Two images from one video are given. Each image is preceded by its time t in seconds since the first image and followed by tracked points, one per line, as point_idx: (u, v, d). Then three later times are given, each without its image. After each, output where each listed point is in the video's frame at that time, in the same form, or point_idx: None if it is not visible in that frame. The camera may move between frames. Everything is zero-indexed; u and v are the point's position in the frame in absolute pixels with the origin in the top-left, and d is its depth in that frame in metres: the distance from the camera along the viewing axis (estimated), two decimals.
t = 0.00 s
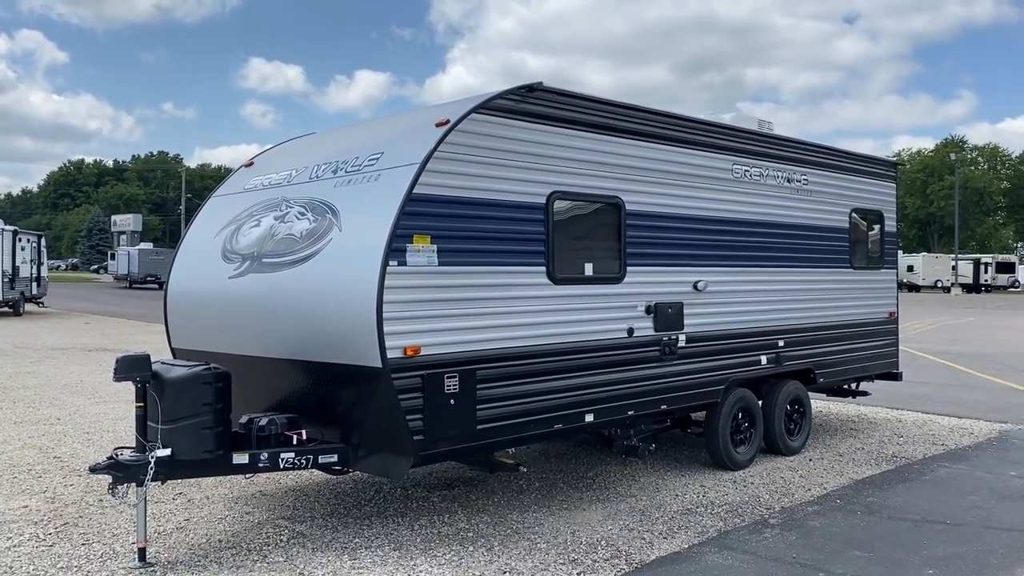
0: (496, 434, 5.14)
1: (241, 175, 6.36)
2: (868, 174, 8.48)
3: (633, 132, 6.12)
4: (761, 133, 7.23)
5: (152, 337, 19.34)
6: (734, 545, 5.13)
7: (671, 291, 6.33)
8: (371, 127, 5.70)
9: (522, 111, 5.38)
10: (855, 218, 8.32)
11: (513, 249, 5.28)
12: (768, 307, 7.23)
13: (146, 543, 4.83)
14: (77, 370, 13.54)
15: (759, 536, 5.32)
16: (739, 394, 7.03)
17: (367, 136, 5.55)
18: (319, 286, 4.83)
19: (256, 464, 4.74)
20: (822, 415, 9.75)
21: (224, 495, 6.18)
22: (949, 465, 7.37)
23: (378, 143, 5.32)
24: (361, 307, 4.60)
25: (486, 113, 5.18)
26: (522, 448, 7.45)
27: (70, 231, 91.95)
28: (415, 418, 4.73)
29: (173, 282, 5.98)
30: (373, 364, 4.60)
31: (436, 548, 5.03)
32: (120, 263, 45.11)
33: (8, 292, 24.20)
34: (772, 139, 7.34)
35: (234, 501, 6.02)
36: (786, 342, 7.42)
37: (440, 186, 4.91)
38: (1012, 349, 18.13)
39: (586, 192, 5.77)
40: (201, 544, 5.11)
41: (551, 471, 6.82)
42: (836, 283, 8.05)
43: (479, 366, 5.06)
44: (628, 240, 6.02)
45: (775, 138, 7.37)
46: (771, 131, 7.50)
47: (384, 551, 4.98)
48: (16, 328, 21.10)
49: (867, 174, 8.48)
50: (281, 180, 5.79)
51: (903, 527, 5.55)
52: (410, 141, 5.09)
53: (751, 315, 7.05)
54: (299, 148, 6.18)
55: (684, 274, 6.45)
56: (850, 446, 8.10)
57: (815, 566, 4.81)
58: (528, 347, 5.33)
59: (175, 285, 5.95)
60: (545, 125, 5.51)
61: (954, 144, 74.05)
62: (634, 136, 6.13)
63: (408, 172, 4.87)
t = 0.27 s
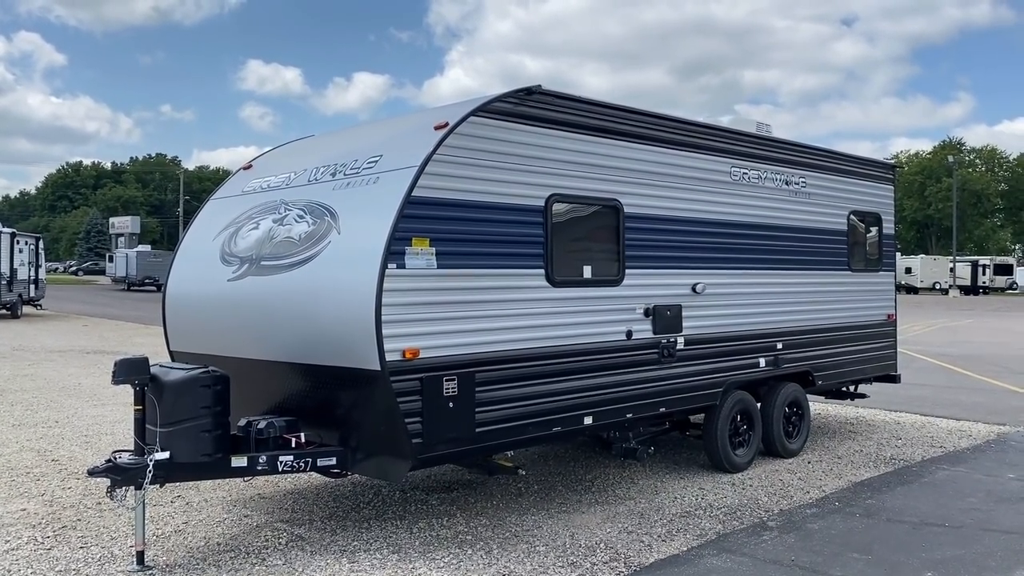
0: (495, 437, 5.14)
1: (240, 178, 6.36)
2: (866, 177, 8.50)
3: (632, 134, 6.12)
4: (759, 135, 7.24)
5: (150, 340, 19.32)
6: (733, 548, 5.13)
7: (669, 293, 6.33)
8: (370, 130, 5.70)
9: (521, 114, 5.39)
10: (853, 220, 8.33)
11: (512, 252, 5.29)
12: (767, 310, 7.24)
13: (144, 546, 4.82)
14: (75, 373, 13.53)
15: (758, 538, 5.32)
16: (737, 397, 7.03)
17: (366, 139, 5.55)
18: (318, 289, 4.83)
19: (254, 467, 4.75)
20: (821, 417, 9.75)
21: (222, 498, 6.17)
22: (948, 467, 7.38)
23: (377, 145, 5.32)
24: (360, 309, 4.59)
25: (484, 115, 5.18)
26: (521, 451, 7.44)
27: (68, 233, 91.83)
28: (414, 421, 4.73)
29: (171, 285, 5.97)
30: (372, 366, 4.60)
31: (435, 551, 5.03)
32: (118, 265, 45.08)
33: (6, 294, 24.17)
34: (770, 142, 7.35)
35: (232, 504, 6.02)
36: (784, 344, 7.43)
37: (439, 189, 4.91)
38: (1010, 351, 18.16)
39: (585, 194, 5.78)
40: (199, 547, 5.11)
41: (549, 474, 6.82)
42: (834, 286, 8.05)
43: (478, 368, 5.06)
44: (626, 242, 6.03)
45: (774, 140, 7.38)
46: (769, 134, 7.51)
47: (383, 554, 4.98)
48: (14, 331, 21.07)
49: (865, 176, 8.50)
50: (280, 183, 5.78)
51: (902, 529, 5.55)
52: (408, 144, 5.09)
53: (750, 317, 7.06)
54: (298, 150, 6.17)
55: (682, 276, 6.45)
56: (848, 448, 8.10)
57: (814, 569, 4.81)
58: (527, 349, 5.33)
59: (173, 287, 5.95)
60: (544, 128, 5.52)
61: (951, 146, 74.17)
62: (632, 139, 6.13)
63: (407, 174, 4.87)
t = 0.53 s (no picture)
0: (494, 437, 5.14)
1: (239, 178, 6.35)
2: (865, 177, 8.50)
3: (631, 134, 6.12)
4: (759, 135, 7.24)
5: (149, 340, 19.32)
6: (732, 548, 5.13)
7: (669, 294, 6.33)
8: (369, 130, 5.69)
9: (520, 114, 5.38)
10: (853, 220, 8.33)
11: (511, 252, 5.28)
12: (766, 310, 7.24)
13: (144, 546, 4.81)
14: (74, 373, 13.52)
15: (758, 539, 5.32)
16: (737, 397, 7.03)
17: (365, 139, 5.55)
18: (318, 289, 4.82)
19: (253, 467, 4.74)
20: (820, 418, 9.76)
21: (221, 498, 6.16)
22: (947, 467, 7.38)
23: (376, 145, 5.32)
24: (360, 309, 4.59)
25: (484, 116, 5.18)
26: (520, 451, 7.44)
27: (67, 234, 91.77)
28: (413, 421, 4.72)
29: (171, 285, 5.97)
30: (372, 367, 4.60)
31: (435, 552, 5.02)
32: (117, 266, 45.07)
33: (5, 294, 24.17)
34: (770, 142, 7.35)
35: (232, 504, 6.01)
36: (784, 344, 7.43)
37: (439, 189, 4.91)
38: (1010, 351, 18.17)
39: (585, 195, 5.78)
40: (199, 547, 5.10)
41: (549, 474, 6.81)
42: (833, 286, 8.06)
43: (477, 368, 5.05)
44: (626, 243, 6.02)
45: (773, 140, 7.38)
46: (769, 134, 7.51)
47: (382, 554, 4.98)
48: (13, 331, 21.04)
49: (865, 176, 8.50)
50: (280, 183, 5.78)
51: (902, 529, 5.55)
52: (408, 144, 5.09)
53: (750, 318, 7.06)
54: (297, 150, 6.17)
55: (682, 276, 6.45)
56: (848, 448, 8.10)
57: (813, 569, 4.81)
58: (526, 349, 5.33)
59: (173, 287, 5.94)
60: (543, 128, 5.52)
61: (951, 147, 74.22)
62: (632, 139, 6.13)
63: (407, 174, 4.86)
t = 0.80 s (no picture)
0: (496, 436, 5.14)
1: (241, 178, 6.36)
2: (866, 176, 8.50)
3: (632, 134, 6.13)
4: (760, 135, 7.24)
5: (150, 339, 19.34)
6: (734, 548, 5.14)
7: (670, 293, 6.34)
8: (370, 130, 5.69)
9: (521, 114, 5.39)
10: (854, 220, 8.34)
11: (512, 251, 5.29)
12: (767, 309, 7.24)
13: (146, 546, 4.82)
14: (75, 373, 13.53)
15: (759, 538, 5.33)
16: (738, 396, 7.04)
17: (367, 139, 5.55)
18: (319, 288, 4.83)
19: (255, 466, 4.75)
20: (821, 417, 9.77)
21: (223, 498, 6.17)
22: (948, 467, 7.39)
23: (377, 145, 5.32)
24: (361, 309, 4.60)
25: (485, 115, 5.18)
26: (521, 451, 7.45)
27: (68, 233, 91.79)
28: (415, 421, 4.73)
29: (172, 284, 5.98)
30: (373, 366, 4.61)
31: (436, 551, 5.03)
32: (118, 265, 45.08)
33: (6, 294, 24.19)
34: (771, 142, 7.35)
35: (233, 503, 6.02)
36: (784, 344, 7.43)
37: (440, 189, 4.91)
38: (1010, 351, 18.18)
39: (586, 194, 5.78)
40: (200, 547, 5.11)
41: (550, 473, 6.82)
42: (834, 285, 8.06)
43: (478, 368, 5.06)
44: (627, 242, 6.03)
45: (774, 140, 7.38)
46: (770, 133, 7.51)
47: (384, 553, 4.98)
48: (13, 331, 21.04)
49: (866, 176, 8.50)
50: (281, 183, 5.78)
51: (903, 529, 5.56)
52: (409, 144, 5.09)
53: (750, 317, 7.07)
54: (298, 150, 6.17)
55: (683, 276, 6.45)
56: (848, 448, 8.11)
57: (814, 568, 4.82)
58: (528, 349, 5.34)
59: (174, 287, 5.95)
60: (545, 128, 5.52)
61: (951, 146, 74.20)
62: (633, 139, 6.14)
63: (408, 174, 4.87)
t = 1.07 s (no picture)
0: (497, 435, 5.14)
1: (242, 176, 6.35)
2: (868, 176, 8.49)
3: (634, 133, 6.12)
4: (762, 134, 7.23)
5: (151, 338, 19.35)
6: (735, 547, 5.13)
7: (672, 292, 6.33)
8: (372, 128, 5.69)
9: (524, 112, 5.38)
10: (856, 219, 8.33)
11: (514, 250, 5.28)
12: (769, 308, 7.23)
13: (147, 544, 4.83)
14: (76, 371, 13.54)
15: (761, 537, 5.32)
16: (739, 396, 7.03)
17: (368, 137, 5.54)
18: (321, 287, 4.82)
19: (257, 465, 4.74)
20: (822, 416, 9.76)
21: (224, 496, 6.17)
22: (950, 466, 7.38)
23: (379, 144, 5.32)
24: (363, 308, 4.59)
25: (487, 114, 5.18)
26: (523, 450, 7.45)
27: (69, 232, 91.83)
28: (416, 420, 4.73)
29: (174, 283, 5.98)
30: (375, 365, 4.60)
31: (438, 550, 5.03)
32: (119, 264, 45.10)
33: (7, 292, 24.21)
34: (773, 141, 7.34)
35: (235, 502, 6.02)
36: (786, 343, 7.43)
37: (442, 187, 4.91)
38: (1011, 351, 18.17)
39: (588, 193, 5.78)
40: (202, 545, 5.11)
41: (551, 472, 6.82)
42: (836, 284, 8.05)
43: (480, 367, 5.06)
44: (629, 241, 6.02)
45: (776, 139, 7.37)
46: (771, 132, 7.50)
47: (385, 552, 4.98)
48: (14, 329, 21.04)
49: (868, 175, 8.49)
50: (283, 181, 5.78)
51: (904, 528, 5.55)
52: (411, 142, 5.09)
53: (752, 316, 7.06)
54: (300, 149, 6.17)
55: (684, 275, 6.45)
56: (850, 447, 8.10)
57: (816, 567, 4.81)
58: (529, 348, 5.33)
59: (175, 285, 5.95)
60: (547, 127, 5.51)
61: (953, 145, 74.14)
62: (635, 138, 6.13)
63: (410, 173, 4.86)
